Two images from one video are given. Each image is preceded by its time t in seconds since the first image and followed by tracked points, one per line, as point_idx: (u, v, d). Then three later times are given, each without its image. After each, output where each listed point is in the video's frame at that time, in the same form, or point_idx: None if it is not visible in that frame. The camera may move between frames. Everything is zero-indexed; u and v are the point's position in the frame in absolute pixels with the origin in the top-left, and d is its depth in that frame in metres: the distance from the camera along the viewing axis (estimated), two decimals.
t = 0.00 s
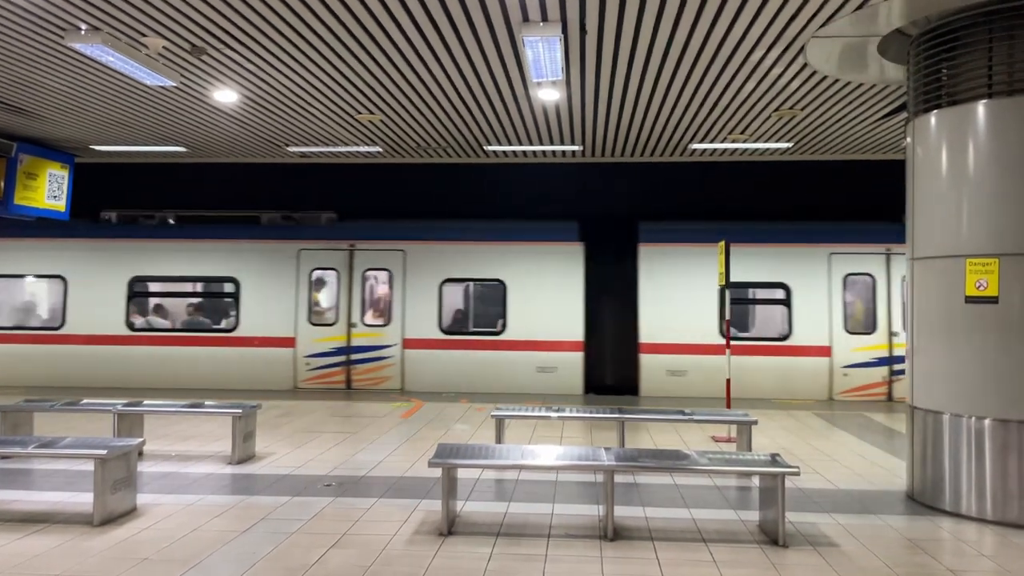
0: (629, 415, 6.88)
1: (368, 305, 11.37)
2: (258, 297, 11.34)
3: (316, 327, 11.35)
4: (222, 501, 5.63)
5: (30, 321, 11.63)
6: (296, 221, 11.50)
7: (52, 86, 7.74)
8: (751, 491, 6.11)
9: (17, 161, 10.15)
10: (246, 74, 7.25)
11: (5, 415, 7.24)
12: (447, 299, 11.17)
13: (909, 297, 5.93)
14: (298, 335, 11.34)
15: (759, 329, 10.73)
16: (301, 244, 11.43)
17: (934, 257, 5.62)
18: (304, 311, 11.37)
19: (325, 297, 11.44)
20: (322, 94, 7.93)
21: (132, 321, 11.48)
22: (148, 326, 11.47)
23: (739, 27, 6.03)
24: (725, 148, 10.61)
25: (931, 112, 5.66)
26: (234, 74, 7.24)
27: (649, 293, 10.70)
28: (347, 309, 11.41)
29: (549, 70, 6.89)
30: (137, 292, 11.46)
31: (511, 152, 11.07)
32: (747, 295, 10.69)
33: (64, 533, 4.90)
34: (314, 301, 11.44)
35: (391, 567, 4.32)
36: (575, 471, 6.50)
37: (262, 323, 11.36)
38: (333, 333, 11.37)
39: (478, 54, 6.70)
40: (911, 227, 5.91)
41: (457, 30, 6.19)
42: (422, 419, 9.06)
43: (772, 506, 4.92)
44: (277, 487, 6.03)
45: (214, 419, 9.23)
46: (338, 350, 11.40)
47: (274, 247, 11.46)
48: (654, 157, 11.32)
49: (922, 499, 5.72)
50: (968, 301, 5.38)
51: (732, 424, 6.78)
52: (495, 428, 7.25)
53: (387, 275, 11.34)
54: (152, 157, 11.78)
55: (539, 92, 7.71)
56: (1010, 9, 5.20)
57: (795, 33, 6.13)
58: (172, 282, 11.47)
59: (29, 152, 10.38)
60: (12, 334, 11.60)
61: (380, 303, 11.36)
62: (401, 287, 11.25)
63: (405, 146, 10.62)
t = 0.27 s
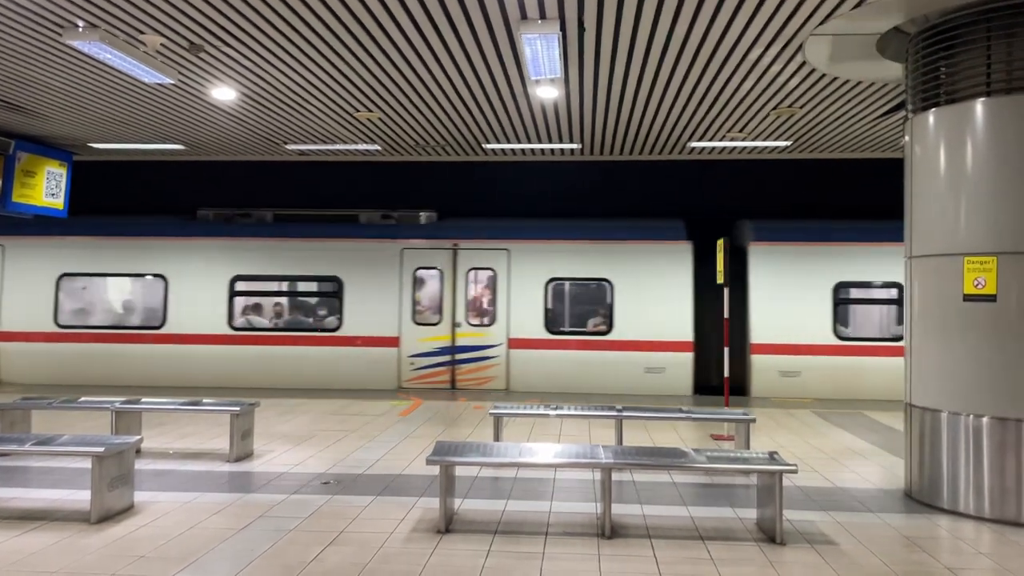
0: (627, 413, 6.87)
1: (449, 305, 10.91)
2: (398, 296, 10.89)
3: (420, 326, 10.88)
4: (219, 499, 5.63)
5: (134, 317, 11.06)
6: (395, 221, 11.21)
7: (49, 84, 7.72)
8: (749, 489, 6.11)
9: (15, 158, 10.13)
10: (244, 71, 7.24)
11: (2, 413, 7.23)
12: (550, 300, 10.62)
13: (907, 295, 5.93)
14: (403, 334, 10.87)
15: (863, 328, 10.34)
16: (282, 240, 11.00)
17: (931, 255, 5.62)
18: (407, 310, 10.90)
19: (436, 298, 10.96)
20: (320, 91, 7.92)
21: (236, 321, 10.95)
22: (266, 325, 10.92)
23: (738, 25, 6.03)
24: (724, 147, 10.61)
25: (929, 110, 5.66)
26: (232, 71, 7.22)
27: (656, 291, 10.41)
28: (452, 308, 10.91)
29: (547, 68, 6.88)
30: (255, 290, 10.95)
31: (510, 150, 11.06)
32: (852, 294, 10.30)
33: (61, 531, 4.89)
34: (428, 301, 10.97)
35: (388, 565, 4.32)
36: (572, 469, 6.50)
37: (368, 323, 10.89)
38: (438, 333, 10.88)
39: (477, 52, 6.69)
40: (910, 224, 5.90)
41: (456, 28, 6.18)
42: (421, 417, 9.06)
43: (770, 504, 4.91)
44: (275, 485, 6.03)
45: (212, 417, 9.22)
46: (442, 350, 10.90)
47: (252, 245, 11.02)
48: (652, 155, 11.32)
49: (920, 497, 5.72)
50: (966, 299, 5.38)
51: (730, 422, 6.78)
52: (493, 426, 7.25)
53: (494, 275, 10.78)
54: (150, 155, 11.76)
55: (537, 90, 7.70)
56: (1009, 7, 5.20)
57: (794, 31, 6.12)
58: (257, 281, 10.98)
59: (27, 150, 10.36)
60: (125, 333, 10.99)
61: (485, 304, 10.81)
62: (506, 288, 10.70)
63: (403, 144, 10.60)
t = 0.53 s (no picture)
0: (625, 411, 6.87)
1: (557, 303, 10.60)
2: (501, 295, 10.61)
3: (535, 325, 10.54)
4: (219, 496, 5.64)
5: (241, 318, 10.88)
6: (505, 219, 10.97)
7: (48, 82, 7.72)
8: (748, 487, 6.12)
9: (15, 156, 10.13)
10: (243, 69, 7.24)
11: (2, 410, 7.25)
12: (682, 297, 10.39)
13: (905, 295, 5.94)
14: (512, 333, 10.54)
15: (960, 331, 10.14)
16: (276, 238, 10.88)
17: (930, 253, 5.63)
18: (520, 309, 10.58)
19: (550, 297, 10.65)
20: (319, 89, 7.92)
21: (346, 322, 10.79)
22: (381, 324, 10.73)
23: (736, 24, 6.03)
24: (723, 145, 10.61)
25: (928, 109, 5.66)
26: (231, 69, 7.23)
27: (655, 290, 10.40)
28: (565, 308, 10.59)
29: (547, 67, 6.89)
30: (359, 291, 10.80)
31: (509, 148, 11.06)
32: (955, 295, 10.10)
33: (61, 528, 4.90)
34: (542, 299, 10.63)
35: (387, 563, 4.32)
36: (571, 467, 6.50)
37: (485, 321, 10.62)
38: (553, 332, 10.56)
39: (476, 50, 6.70)
40: (908, 223, 5.91)
41: (455, 26, 6.18)
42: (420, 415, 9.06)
43: (768, 502, 4.92)
44: (274, 482, 6.04)
45: (211, 414, 9.23)
46: (556, 350, 10.56)
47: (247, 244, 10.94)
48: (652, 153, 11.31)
49: (919, 495, 5.73)
50: (964, 297, 5.39)
51: (728, 421, 6.79)
52: (492, 424, 7.24)
53: (607, 275, 10.55)
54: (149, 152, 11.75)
55: (536, 88, 7.70)
56: (1007, 6, 5.21)
57: (793, 30, 6.12)
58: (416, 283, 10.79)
59: (27, 148, 10.36)
60: (193, 332, 10.87)
61: (602, 303, 10.52)
62: (622, 286, 10.47)
63: (403, 142, 10.60)
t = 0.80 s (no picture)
0: (623, 409, 6.88)
1: (726, 300, 10.59)
2: (626, 292, 10.60)
3: (648, 324, 10.58)
4: (216, 493, 5.64)
5: (350, 317, 11.01)
6: (613, 217, 10.70)
7: (46, 79, 7.72)
8: (745, 484, 6.13)
9: (13, 153, 10.12)
10: (241, 67, 7.24)
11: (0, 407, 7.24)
12: (787, 296, 10.51)
13: (902, 292, 5.95)
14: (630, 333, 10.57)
15: None
16: (281, 235, 11.07)
17: (928, 251, 5.64)
18: (633, 309, 10.60)
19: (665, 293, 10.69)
20: (317, 87, 7.92)
21: (456, 319, 10.83)
22: (563, 322, 10.63)
23: (735, 21, 6.03)
24: (721, 143, 10.62)
25: (925, 107, 5.67)
26: (229, 67, 7.24)
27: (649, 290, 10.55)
28: (679, 307, 10.64)
29: (545, 64, 6.89)
30: (479, 288, 10.78)
31: (508, 146, 11.06)
32: None
33: (59, 525, 4.90)
34: (654, 296, 10.68)
35: (386, 559, 4.33)
36: (568, 464, 6.52)
37: (596, 322, 10.60)
38: (666, 332, 10.59)
39: (474, 48, 6.70)
40: (906, 221, 5.92)
41: (452, 24, 6.18)
42: (419, 413, 9.07)
43: (765, 499, 4.94)
44: (272, 480, 6.04)
45: (209, 412, 9.23)
46: (672, 350, 10.60)
47: (252, 240, 11.16)
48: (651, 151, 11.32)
49: (915, 492, 5.75)
50: (962, 295, 5.40)
51: (725, 418, 6.79)
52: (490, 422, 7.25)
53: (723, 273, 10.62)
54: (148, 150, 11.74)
55: (535, 86, 7.71)
56: (1005, 4, 5.22)
57: (791, 28, 6.13)
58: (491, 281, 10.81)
59: (25, 145, 10.35)
60: (290, 332, 11.01)
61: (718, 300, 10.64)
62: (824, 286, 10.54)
63: (402, 140, 10.60)
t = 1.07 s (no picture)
0: (620, 406, 6.87)
1: (847, 298, 10.49)
2: (744, 291, 10.53)
3: (765, 325, 10.51)
4: (212, 491, 5.64)
5: (459, 317, 10.82)
6: (725, 215, 10.92)
7: (41, 75, 7.69)
8: (743, 482, 6.13)
9: (8, 150, 10.08)
10: (237, 64, 7.23)
11: None
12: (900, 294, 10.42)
13: (899, 290, 5.96)
14: (750, 334, 10.51)
15: None
16: (279, 233, 11.15)
17: (924, 249, 5.64)
18: (750, 309, 10.54)
19: (779, 294, 10.60)
20: (313, 84, 7.90)
21: (567, 319, 10.64)
22: (676, 323, 10.54)
23: (732, 19, 6.02)
24: (718, 141, 10.63)
25: (921, 105, 5.67)
26: (225, 64, 7.23)
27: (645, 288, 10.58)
28: (796, 306, 10.56)
29: (541, 62, 6.88)
30: (589, 289, 10.62)
31: (505, 144, 11.05)
32: None
33: (54, 523, 4.89)
34: (768, 297, 10.59)
35: (382, 558, 4.33)
36: (565, 462, 6.52)
37: (706, 321, 10.51)
38: (784, 332, 10.54)
39: (470, 45, 6.69)
40: (902, 219, 5.92)
41: (448, 21, 6.17)
42: (415, 410, 9.07)
43: (761, 497, 4.94)
44: (268, 478, 6.04)
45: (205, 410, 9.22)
46: (791, 350, 10.57)
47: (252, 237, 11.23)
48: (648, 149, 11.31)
49: (911, 490, 5.76)
50: (958, 293, 5.40)
51: (722, 416, 6.79)
52: (487, 420, 7.24)
53: (844, 273, 10.52)
54: (144, 147, 11.71)
55: (532, 83, 7.70)
56: (1001, 2, 5.22)
57: (788, 25, 6.12)
58: (597, 280, 10.63)
59: (21, 142, 10.31)
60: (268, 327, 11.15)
61: (830, 299, 10.56)
62: (850, 284, 10.49)
63: (398, 138, 10.59)
